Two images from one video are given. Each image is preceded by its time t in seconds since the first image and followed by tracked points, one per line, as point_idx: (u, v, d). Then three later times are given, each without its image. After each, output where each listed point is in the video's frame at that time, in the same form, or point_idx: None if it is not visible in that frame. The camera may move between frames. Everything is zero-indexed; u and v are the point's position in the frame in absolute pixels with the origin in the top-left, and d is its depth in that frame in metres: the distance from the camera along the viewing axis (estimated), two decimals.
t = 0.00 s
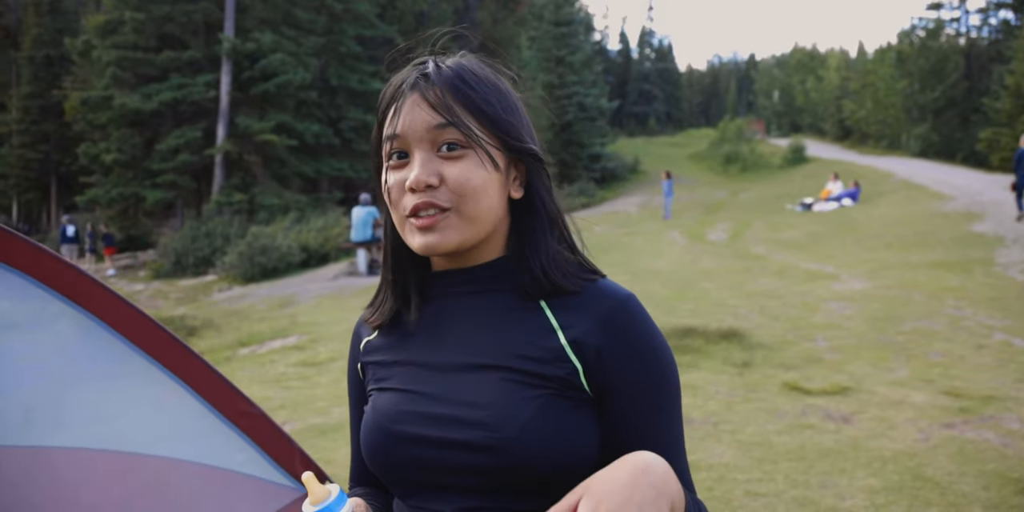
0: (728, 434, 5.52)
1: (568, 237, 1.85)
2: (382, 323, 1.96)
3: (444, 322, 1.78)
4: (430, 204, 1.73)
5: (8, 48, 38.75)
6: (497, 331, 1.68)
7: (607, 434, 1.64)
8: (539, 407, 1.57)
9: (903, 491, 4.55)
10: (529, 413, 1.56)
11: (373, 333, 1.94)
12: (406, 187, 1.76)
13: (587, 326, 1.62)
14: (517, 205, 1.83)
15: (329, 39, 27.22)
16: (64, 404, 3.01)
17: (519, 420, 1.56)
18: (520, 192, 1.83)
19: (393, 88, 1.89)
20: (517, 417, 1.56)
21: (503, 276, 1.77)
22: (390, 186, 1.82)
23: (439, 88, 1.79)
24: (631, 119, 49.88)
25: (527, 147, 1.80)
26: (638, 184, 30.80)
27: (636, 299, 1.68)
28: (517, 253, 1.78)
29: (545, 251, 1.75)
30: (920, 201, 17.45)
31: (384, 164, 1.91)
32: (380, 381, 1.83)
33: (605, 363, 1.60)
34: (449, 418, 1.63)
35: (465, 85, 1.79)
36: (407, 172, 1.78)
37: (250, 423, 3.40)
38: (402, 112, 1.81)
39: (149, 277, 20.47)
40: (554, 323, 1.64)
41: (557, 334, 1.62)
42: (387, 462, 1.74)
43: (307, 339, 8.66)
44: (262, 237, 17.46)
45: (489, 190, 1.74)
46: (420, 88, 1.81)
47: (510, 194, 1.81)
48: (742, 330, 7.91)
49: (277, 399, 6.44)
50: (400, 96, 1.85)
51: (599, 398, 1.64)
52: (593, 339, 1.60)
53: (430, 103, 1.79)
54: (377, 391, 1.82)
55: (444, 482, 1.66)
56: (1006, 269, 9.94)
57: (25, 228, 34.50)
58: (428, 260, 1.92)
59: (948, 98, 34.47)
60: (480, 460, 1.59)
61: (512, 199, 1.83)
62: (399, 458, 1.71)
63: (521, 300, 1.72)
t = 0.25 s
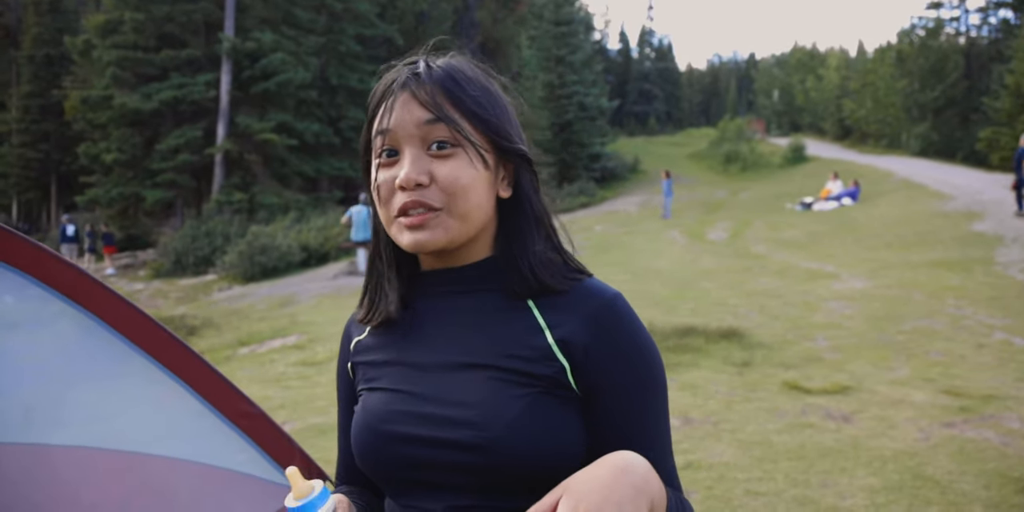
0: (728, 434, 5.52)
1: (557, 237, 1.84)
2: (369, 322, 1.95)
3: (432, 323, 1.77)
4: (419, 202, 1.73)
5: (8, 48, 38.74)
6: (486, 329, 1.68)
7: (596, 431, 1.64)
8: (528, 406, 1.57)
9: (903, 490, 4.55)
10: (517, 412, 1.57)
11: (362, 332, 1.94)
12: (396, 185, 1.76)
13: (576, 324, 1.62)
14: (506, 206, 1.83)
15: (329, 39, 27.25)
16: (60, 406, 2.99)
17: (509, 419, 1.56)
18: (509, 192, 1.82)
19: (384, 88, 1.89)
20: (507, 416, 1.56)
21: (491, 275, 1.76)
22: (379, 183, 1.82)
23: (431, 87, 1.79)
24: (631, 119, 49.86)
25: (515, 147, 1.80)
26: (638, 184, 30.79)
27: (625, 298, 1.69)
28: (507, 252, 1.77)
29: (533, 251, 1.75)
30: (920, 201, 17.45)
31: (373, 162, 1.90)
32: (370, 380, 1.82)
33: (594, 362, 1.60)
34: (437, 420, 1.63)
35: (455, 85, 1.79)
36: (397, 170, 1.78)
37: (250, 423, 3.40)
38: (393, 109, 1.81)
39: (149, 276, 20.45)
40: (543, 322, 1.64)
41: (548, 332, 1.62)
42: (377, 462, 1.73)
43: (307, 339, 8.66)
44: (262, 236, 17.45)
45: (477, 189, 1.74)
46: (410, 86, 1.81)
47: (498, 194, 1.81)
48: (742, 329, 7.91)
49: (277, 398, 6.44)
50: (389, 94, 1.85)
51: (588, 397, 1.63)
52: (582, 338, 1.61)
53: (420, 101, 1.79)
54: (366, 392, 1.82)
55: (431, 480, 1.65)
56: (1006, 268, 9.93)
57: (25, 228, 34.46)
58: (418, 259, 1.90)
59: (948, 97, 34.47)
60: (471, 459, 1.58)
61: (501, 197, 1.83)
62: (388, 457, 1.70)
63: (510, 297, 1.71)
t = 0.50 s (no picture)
0: (728, 435, 5.52)
1: (536, 241, 1.85)
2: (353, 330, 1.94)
3: (416, 328, 1.77)
4: (399, 211, 1.73)
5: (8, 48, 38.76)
6: (469, 332, 1.68)
7: (583, 428, 1.66)
8: (513, 406, 1.58)
9: (903, 491, 4.55)
10: (502, 412, 1.57)
11: (346, 339, 1.94)
12: (375, 193, 1.76)
13: (557, 324, 1.63)
14: (486, 211, 1.83)
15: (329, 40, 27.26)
16: (60, 406, 2.99)
17: (494, 419, 1.57)
18: (489, 196, 1.83)
19: (359, 99, 1.89)
20: (492, 416, 1.57)
21: (474, 279, 1.77)
22: (358, 193, 1.82)
23: (406, 96, 1.80)
24: (631, 120, 49.87)
25: (492, 152, 1.81)
26: (638, 185, 30.78)
27: (606, 295, 1.70)
28: (489, 255, 1.78)
29: (514, 254, 1.75)
30: (920, 201, 17.47)
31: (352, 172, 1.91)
32: (356, 384, 1.82)
33: (577, 362, 1.62)
34: (423, 422, 1.63)
35: (429, 92, 1.80)
36: (375, 179, 1.78)
37: (251, 423, 3.40)
38: (369, 119, 1.81)
39: (150, 277, 20.46)
40: (526, 323, 1.65)
41: (530, 332, 1.63)
42: (365, 467, 1.74)
43: (307, 339, 8.66)
44: (262, 237, 17.46)
45: (457, 194, 1.75)
46: (385, 95, 1.81)
47: (478, 198, 1.82)
48: (742, 330, 7.91)
49: (278, 399, 6.45)
50: (366, 105, 1.85)
51: (571, 395, 1.64)
52: (565, 337, 1.62)
53: (395, 110, 1.79)
54: (352, 397, 1.82)
55: (419, 483, 1.66)
56: (1005, 269, 9.93)
57: (26, 228, 34.46)
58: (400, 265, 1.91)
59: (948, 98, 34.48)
60: (458, 459, 1.59)
61: (480, 202, 1.83)
62: (376, 460, 1.71)
63: (492, 302, 1.72)
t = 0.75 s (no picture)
0: (730, 438, 5.52)
1: (519, 242, 1.85)
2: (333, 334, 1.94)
3: (398, 327, 1.77)
4: (383, 211, 1.74)
5: (12, 51, 38.89)
6: (450, 330, 1.68)
7: (563, 427, 1.66)
8: (494, 402, 1.58)
9: (905, 495, 4.55)
10: (484, 408, 1.57)
11: (329, 338, 1.93)
12: (359, 194, 1.77)
13: (536, 323, 1.64)
14: (470, 213, 1.83)
15: (331, 43, 27.33)
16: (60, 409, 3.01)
17: (477, 415, 1.56)
18: (472, 199, 1.82)
19: (346, 104, 1.91)
20: (474, 411, 1.57)
21: (456, 279, 1.77)
22: (343, 194, 1.83)
23: (392, 100, 1.81)
24: (632, 123, 49.92)
25: (476, 155, 1.81)
26: (640, 187, 30.81)
27: (587, 293, 1.71)
28: (471, 255, 1.78)
29: (495, 255, 1.75)
30: (921, 205, 17.48)
31: (338, 176, 1.92)
32: (339, 382, 1.82)
33: (557, 360, 1.62)
34: (404, 419, 1.62)
35: (413, 95, 1.81)
36: (359, 180, 1.79)
37: (253, 426, 3.40)
38: (355, 122, 1.82)
39: (153, 279, 20.51)
40: (507, 320, 1.65)
41: (511, 330, 1.64)
42: (348, 464, 1.72)
43: (309, 342, 8.67)
44: (264, 240, 17.50)
45: (441, 195, 1.75)
46: (371, 99, 1.83)
47: (462, 201, 1.82)
48: (744, 333, 7.91)
49: (280, 401, 6.45)
50: (352, 109, 1.86)
51: (552, 394, 1.65)
52: (545, 335, 1.63)
53: (380, 113, 1.81)
54: (335, 392, 1.82)
55: (402, 480, 1.65)
56: (1007, 272, 9.93)
57: (28, 230, 34.53)
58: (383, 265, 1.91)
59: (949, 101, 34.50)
60: (440, 456, 1.58)
61: (465, 205, 1.83)
62: (358, 457, 1.70)
63: (473, 300, 1.72)
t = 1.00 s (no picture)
0: (734, 439, 5.51)
1: (505, 240, 1.86)
2: (318, 325, 1.98)
3: (383, 320, 1.80)
4: (367, 201, 1.78)
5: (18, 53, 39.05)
6: (434, 323, 1.71)
7: (543, 424, 1.65)
8: (474, 397, 1.59)
9: (910, 497, 4.54)
10: (461, 402, 1.58)
11: (315, 329, 1.97)
12: (345, 187, 1.82)
13: (518, 315, 1.65)
14: (457, 212, 1.86)
15: (335, 44, 27.37)
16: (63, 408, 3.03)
17: (453, 409, 1.58)
18: (459, 197, 1.85)
19: (340, 103, 1.97)
20: (452, 405, 1.58)
21: (440, 275, 1.80)
22: (332, 187, 1.88)
23: (385, 97, 1.86)
24: (636, 124, 49.86)
25: (463, 152, 1.83)
26: (644, 188, 30.77)
27: (571, 290, 1.71)
28: (456, 249, 1.80)
29: (477, 249, 1.78)
30: (926, 206, 17.44)
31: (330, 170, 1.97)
32: (322, 372, 1.85)
33: (538, 354, 1.62)
34: (383, 411, 1.64)
35: (402, 93, 1.86)
36: (347, 173, 1.84)
37: (258, 426, 3.41)
38: (347, 118, 1.88)
39: (158, 279, 20.55)
40: (489, 314, 1.67)
41: (493, 323, 1.65)
42: (327, 453, 1.75)
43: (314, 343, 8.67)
44: (268, 241, 17.50)
45: (426, 190, 1.78)
46: (363, 97, 1.89)
47: (450, 200, 1.84)
48: (748, 334, 7.90)
49: (284, 402, 6.46)
50: (345, 107, 1.93)
51: (533, 389, 1.65)
52: (527, 328, 1.63)
53: (370, 110, 1.86)
54: (318, 385, 1.84)
55: (378, 472, 1.67)
56: (1013, 273, 9.88)
57: (34, 231, 34.63)
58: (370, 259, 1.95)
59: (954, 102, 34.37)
60: (419, 449, 1.59)
61: (453, 204, 1.85)
62: (337, 446, 1.73)
63: (455, 292, 1.75)
